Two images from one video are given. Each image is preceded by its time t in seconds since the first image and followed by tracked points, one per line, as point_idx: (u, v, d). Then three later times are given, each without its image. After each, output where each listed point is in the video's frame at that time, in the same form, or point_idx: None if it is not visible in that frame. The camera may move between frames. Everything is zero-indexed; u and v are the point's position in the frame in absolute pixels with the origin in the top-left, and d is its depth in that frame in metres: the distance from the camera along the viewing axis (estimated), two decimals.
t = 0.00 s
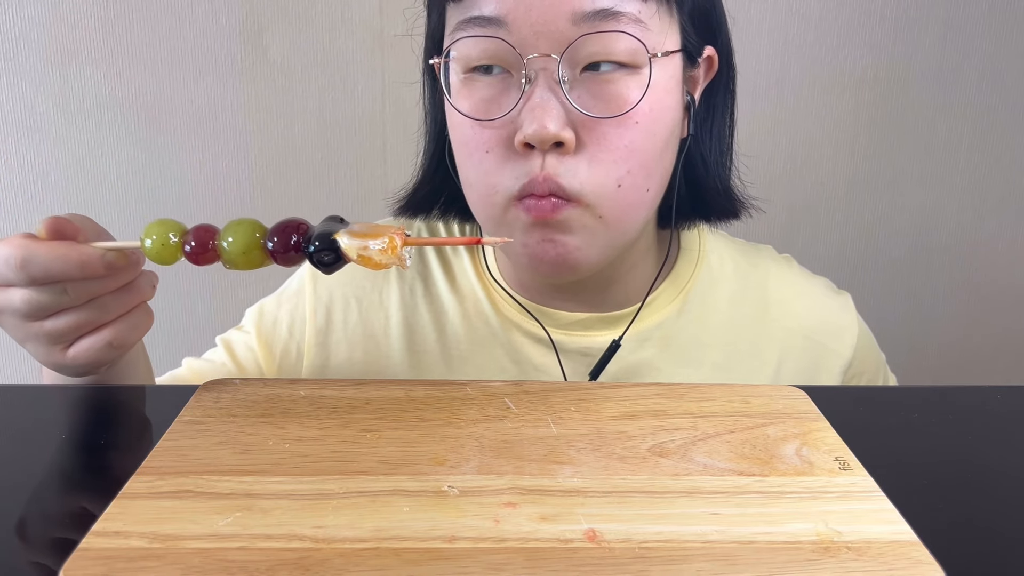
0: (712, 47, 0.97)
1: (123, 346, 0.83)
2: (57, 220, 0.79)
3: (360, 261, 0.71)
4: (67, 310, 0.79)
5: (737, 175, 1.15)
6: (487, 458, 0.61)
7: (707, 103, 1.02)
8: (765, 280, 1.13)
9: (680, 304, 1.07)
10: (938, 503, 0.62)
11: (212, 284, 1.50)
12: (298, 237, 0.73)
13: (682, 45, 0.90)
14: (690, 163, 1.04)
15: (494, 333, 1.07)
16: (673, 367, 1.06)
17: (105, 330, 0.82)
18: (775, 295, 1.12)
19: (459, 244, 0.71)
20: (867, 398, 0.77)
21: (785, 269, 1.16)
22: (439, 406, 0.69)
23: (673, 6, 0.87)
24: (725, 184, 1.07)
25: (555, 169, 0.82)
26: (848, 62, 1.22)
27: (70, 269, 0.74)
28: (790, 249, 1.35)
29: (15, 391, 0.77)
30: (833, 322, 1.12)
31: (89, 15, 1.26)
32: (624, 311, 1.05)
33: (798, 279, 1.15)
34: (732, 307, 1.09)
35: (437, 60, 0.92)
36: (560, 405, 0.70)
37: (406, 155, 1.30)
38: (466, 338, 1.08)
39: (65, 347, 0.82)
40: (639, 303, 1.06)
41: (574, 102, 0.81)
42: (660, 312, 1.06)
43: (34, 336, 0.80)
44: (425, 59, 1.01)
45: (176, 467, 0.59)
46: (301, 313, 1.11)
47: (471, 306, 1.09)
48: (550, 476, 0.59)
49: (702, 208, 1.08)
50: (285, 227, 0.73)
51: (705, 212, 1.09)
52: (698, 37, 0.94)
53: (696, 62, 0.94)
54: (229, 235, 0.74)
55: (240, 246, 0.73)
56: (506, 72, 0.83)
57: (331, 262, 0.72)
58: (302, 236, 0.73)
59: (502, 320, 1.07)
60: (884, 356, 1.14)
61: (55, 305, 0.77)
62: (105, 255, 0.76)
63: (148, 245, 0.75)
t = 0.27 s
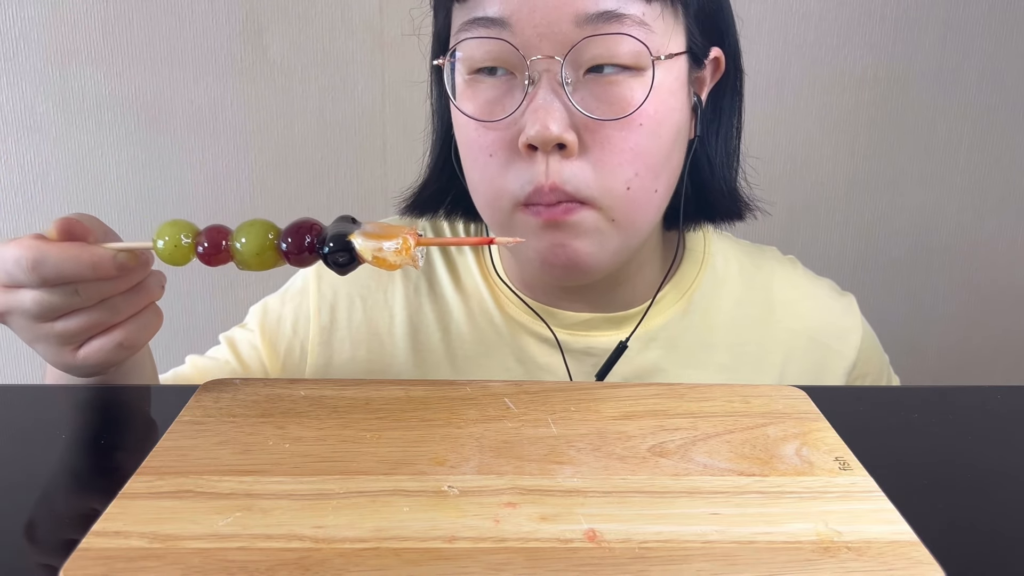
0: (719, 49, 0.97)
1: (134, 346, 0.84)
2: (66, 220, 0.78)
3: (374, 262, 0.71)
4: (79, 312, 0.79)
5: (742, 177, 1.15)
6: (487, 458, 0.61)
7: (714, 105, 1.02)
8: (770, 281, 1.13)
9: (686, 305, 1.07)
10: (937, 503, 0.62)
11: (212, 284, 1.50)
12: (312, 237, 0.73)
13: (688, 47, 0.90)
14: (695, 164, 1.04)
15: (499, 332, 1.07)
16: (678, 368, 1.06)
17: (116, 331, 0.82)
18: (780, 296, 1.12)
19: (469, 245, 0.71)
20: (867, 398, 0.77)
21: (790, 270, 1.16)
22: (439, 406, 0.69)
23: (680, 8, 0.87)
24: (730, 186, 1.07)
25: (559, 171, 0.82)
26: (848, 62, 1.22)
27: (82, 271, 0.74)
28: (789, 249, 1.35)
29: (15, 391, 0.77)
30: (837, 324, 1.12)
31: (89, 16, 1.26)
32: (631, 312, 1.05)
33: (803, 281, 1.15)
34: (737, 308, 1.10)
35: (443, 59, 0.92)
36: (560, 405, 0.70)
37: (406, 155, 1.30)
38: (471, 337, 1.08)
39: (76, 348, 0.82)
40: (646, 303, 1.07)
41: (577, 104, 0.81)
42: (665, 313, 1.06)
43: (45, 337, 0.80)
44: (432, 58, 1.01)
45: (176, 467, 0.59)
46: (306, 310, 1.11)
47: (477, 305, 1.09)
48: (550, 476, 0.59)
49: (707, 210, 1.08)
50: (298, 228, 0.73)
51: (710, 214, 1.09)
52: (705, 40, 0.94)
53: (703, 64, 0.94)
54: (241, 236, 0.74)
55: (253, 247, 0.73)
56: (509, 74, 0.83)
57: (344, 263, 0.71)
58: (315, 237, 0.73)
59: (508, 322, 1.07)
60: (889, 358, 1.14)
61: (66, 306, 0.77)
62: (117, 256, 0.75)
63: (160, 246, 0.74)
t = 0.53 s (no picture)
0: (722, 50, 0.97)
1: (138, 354, 0.84)
2: (67, 231, 0.77)
3: (383, 266, 0.71)
4: (82, 321, 0.79)
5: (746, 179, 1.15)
6: (487, 458, 0.61)
7: (717, 106, 1.02)
8: (773, 281, 1.13)
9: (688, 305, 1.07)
10: (937, 503, 0.62)
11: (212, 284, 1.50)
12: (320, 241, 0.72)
13: (691, 49, 0.89)
14: (698, 166, 1.04)
15: (501, 331, 1.08)
16: (681, 368, 1.06)
17: (120, 340, 0.82)
18: (782, 296, 1.12)
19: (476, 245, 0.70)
20: (867, 398, 0.77)
21: (793, 271, 1.16)
22: (439, 406, 0.69)
23: (682, 10, 0.87)
24: (733, 188, 1.07)
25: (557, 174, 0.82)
26: (848, 62, 1.21)
27: (84, 280, 0.74)
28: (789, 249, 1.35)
29: (15, 391, 0.77)
30: (840, 325, 1.12)
31: (89, 16, 1.26)
32: (633, 311, 1.05)
33: (807, 282, 1.15)
34: (739, 308, 1.10)
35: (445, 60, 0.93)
36: (560, 405, 0.70)
37: (406, 155, 1.29)
38: (474, 336, 1.09)
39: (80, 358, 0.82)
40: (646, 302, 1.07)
41: (579, 107, 0.81)
42: (668, 312, 1.06)
43: (49, 348, 0.80)
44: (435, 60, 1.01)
45: (176, 467, 0.59)
46: (308, 307, 1.11)
47: (480, 303, 1.10)
48: (550, 476, 0.59)
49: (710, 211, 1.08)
50: (304, 231, 0.72)
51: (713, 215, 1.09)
52: (708, 42, 0.94)
53: (706, 66, 0.94)
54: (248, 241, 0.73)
55: (260, 252, 0.73)
56: (511, 77, 0.83)
57: (354, 267, 0.71)
58: (322, 240, 0.72)
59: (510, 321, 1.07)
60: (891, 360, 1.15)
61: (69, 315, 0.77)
62: (119, 264, 0.75)
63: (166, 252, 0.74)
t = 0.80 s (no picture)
0: (724, 49, 0.96)
1: (146, 361, 0.83)
2: (76, 237, 0.77)
3: (391, 278, 0.70)
4: (89, 328, 0.78)
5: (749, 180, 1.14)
6: (487, 458, 0.61)
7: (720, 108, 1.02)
8: (775, 282, 1.13)
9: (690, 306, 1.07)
10: (937, 503, 0.62)
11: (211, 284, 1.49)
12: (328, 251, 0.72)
13: (691, 50, 0.89)
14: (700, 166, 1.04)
15: (504, 331, 1.08)
16: (683, 369, 1.07)
17: (129, 347, 0.81)
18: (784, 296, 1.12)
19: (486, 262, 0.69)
20: (867, 398, 0.77)
21: (797, 271, 1.16)
22: (439, 406, 0.69)
23: (683, 12, 0.87)
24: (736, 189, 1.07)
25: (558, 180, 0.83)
26: (847, 63, 1.21)
27: (93, 287, 0.74)
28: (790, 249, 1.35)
29: (15, 391, 0.77)
30: (843, 327, 1.12)
31: (89, 15, 1.26)
32: (637, 312, 1.05)
33: (811, 284, 1.15)
34: (742, 309, 1.10)
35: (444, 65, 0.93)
36: (560, 405, 0.70)
37: (407, 155, 1.29)
38: (476, 336, 1.09)
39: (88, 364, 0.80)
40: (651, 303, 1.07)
41: (577, 112, 0.81)
42: (669, 314, 1.06)
43: (56, 353, 0.79)
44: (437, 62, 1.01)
45: (176, 467, 0.59)
46: (310, 306, 1.11)
47: (482, 303, 1.09)
48: (550, 476, 0.59)
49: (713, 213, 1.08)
50: (313, 243, 0.72)
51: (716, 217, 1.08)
52: (709, 43, 0.94)
53: (707, 67, 0.94)
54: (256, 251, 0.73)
55: (268, 262, 0.72)
56: (509, 82, 0.83)
57: (361, 279, 0.71)
58: (331, 251, 0.72)
59: (513, 322, 1.07)
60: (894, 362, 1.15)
61: (77, 322, 0.77)
62: (128, 271, 0.75)
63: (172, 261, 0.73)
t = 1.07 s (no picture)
0: (724, 51, 0.96)
1: (146, 368, 0.81)
2: (77, 244, 0.75)
3: (391, 287, 0.70)
4: (89, 334, 0.78)
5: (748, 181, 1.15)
6: (487, 458, 0.61)
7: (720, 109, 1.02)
8: (776, 282, 1.13)
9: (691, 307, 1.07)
10: (938, 503, 0.62)
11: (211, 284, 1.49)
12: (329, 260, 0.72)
13: (691, 52, 0.89)
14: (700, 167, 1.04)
15: (504, 331, 1.08)
16: (684, 369, 1.07)
17: (128, 353, 0.80)
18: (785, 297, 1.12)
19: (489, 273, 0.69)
20: (868, 398, 0.77)
21: (798, 271, 1.16)
22: (439, 406, 0.69)
23: (683, 14, 0.87)
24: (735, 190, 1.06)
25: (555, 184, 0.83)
26: (847, 63, 1.21)
27: (93, 294, 0.73)
28: (790, 249, 1.34)
29: (21, 391, 0.77)
30: (845, 327, 1.12)
31: (89, 15, 1.26)
32: (635, 312, 1.05)
33: (812, 285, 1.15)
34: (742, 309, 1.10)
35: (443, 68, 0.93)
36: (560, 405, 0.70)
37: (407, 155, 1.29)
38: (477, 336, 1.09)
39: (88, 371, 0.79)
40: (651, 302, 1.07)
41: (576, 117, 0.81)
42: (670, 314, 1.06)
43: (57, 359, 0.78)
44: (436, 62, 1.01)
45: (176, 467, 0.59)
46: (311, 307, 1.11)
47: (483, 302, 1.09)
48: (550, 476, 0.59)
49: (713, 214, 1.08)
50: (314, 252, 0.72)
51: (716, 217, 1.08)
52: (709, 44, 0.94)
53: (707, 69, 0.93)
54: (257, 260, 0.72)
55: (269, 271, 0.72)
56: (507, 87, 0.83)
57: (361, 288, 0.70)
58: (332, 260, 0.72)
59: (514, 322, 1.07)
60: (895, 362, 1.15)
61: (77, 328, 0.76)
62: (128, 279, 0.74)
63: (173, 269, 0.73)
